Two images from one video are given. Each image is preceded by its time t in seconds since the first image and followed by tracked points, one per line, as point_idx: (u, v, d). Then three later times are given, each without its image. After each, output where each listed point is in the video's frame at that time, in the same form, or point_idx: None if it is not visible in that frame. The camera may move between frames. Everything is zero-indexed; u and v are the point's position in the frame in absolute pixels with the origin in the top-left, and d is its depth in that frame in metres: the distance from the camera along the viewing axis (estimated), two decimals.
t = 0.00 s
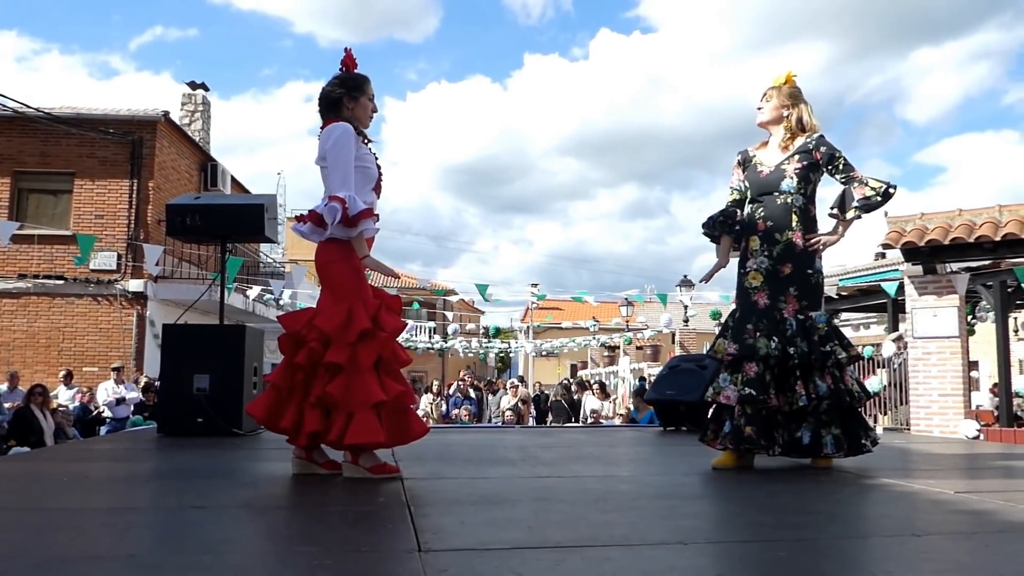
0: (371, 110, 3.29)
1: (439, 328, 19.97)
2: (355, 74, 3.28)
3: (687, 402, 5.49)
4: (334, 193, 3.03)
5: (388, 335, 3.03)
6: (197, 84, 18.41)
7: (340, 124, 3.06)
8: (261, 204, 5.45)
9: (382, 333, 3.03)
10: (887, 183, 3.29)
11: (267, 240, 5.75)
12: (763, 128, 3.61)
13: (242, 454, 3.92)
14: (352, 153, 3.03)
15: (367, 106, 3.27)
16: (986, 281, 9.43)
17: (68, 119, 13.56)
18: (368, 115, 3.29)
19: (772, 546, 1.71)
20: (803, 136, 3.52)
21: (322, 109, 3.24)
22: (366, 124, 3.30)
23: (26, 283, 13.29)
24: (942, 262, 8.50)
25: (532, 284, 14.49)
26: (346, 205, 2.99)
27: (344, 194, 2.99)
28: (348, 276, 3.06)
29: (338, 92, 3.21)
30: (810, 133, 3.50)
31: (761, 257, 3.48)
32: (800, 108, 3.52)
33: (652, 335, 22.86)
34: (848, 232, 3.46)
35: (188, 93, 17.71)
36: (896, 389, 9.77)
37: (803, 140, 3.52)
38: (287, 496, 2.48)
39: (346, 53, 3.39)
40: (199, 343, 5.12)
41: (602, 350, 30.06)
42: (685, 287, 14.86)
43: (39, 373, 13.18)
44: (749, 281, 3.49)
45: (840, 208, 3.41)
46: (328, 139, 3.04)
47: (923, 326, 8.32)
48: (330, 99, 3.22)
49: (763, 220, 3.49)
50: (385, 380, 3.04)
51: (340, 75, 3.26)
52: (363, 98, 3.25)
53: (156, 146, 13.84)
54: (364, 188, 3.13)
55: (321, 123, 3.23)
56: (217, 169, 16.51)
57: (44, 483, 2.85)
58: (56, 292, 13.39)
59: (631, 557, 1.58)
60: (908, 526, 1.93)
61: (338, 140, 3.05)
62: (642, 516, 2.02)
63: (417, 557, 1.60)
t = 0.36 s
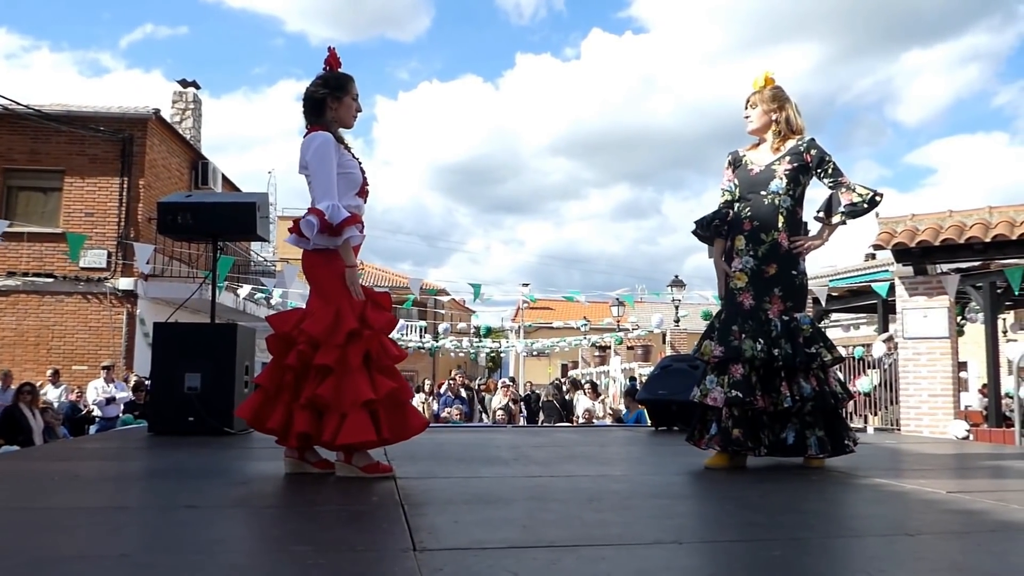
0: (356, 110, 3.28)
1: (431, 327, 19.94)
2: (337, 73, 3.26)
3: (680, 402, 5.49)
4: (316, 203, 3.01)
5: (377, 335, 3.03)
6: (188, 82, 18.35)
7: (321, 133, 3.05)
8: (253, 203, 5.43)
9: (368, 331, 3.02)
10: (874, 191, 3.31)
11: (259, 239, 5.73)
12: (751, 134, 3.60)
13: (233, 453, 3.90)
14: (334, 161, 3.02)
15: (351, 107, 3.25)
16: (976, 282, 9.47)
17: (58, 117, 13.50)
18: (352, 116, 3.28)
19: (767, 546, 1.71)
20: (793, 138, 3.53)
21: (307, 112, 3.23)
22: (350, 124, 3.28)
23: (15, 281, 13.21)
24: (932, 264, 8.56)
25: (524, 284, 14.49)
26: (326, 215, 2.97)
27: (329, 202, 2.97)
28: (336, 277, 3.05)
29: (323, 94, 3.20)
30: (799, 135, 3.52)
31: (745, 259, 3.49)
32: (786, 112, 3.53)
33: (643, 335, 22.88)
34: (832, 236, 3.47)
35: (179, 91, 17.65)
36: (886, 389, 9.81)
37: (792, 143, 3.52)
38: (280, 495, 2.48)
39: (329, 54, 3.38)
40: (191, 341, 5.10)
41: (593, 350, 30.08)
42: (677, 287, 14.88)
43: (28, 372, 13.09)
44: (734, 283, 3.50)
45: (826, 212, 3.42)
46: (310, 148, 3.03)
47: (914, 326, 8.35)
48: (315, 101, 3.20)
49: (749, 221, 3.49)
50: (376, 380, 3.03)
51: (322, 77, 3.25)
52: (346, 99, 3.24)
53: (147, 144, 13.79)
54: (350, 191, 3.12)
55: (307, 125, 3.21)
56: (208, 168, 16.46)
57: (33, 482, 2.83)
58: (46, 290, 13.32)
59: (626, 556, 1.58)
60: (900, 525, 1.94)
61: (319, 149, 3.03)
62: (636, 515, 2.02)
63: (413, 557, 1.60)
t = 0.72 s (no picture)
0: (351, 107, 3.27)
1: (424, 326, 19.92)
2: (332, 70, 3.26)
3: (676, 401, 5.50)
4: (312, 203, 2.99)
5: (378, 332, 3.02)
6: (181, 79, 18.27)
7: (315, 132, 3.04)
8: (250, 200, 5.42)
9: (373, 328, 3.02)
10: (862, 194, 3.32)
11: (255, 237, 5.72)
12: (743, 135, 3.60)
13: (229, 451, 3.88)
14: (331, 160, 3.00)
15: (347, 104, 3.24)
16: (968, 283, 9.51)
17: (51, 113, 13.43)
18: (348, 113, 3.26)
19: (773, 544, 1.71)
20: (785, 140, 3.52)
21: (302, 110, 3.22)
22: (346, 121, 3.27)
23: (7, 278, 13.14)
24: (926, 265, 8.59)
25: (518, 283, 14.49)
26: (320, 216, 2.95)
27: (325, 202, 2.96)
28: (337, 275, 3.05)
29: (318, 91, 3.19)
30: (790, 137, 3.51)
31: (732, 258, 3.50)
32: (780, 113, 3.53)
33: (636, 335, 22.90)
34: (820, 237, 3.48)
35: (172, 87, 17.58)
36: (879, 389, 9.84)
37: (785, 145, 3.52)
38: (281, 493, 2.47)
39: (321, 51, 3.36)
40: (187, 340, 5.08)
41: (586, 349, 30.10)
42: (670, 287, 14.90)
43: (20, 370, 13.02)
44: (721, 282, 3.51)
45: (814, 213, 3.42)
46: (306, 147, 3.01)
47: (908, 327, 8.38)
48: (309, 98, 3.19)
49: (735, 223, 3.50)
50: (381, 377, 3.02)
51: (315, 74, 3.23)
52: (342, 96, 3.23)
53: (140, 141, 13.73)
54: (346, 191, 3.11)
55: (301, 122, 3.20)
56: (201, 165, 16.40)
57: (30, 480, 2.81)
58: (38, 288, 13.25)
59: (634, 554, 1.58)
60: (903, 525, 1.94)
61: (315, 149, 3.01)
62: (640, 514, 2.02)
63: (420, 555, 1.59)
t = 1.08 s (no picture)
0: (351, 91, 3.24)
1: (413, 313, 19.90)
2: (332, 53, 3.23)
3: (668, 388, 5.53)
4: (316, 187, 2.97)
5: (380, 318, 3.01)
6: (168, 63, 18.10)
7: (321, 117, 3.03)
8: (242, 186, 5.38)
9: (377, 315, 3.01)
10: (856, 184, 3.33)
11: (247, 223, 5.68)
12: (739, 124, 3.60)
13: (222, 439, 3.86)
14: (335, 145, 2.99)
15: (348, 87, 3.22)
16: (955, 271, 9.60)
17: (36, 98, 13.27)
18: (350, 96, 3.24)
19: (778, 529, 1.72)
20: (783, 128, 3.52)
21: (303, 94, 3.19)
22: (348, 105, 3.25)
23: None
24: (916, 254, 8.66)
25: (507, 271, 14.48)
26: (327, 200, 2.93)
27: (328, 189, 2.95)
28: (337, 261, 3.03)
29: (319, 75, 3.16)
30: (786, 127, 3.51)
31: (728, 246, 3.50)
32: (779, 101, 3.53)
33: (624, 323, 22.97)
34: (815, 227, 3.47)
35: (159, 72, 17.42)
36: (867, 376, 9.91)
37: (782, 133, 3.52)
38: (280, 479, 2.47)
39: (321, 35, 3.33)
40: (179, 325, 5.05)
41: (573, 338, 30.18)
42: (659, 274, 14.93)
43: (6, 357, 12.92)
44: (717, 270, 3.52)
45: (809, 203, 3.43)
46: (311, 132, 2.99)
47: (897, 315, 8.43)
48: (310, 83, 3.16)
49: (731, 211, 3.51)
50: (383, 364, 3.02)
51: (315, 58, 3.20)
52: (343, 80, 3.20)
53: (126, 126, 13.58)
54: (349, 177, 3.09)
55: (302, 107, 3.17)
56: (188, 151, 16.27)
57: (25, 467, 2.79)
58: (23, 275, 13.17)
59: (643, 539, 1.58)
60: (903, 510, 1.97)
61: (321, 133, 3.00)
62: (643, 500, 2.04)
63: (430, 540, 1.59)
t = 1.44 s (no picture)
0: (349, 74, 3.22)
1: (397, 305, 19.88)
2: (325, 38, 3.19)
3: (657, 380, 5.54)
4: (323, 179, 2.95)
5: (376, 313, 3.00)
6: (149, 52, 17.91)
7: (322, 108, 3.00)
8: (230, 175, 5.33)
9: (374, 309, 3.01)
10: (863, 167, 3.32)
11: (235, 213, 5.63)
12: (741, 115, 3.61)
13: (212, 430, 3.84)
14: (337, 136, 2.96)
15: (346, 73, 3.20)
16: (937, 265, 9.69)
17: (15, 86, 13.10)
18: (347, 80, 3.22)
19: (783, 520, 1.73)
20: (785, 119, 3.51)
21: (300, 84, 3.17)
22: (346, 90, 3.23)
23: None
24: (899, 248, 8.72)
25: (491, 263, 14.47)
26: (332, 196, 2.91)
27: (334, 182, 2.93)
28: (333, 255, 3.01)
29: (314, 62, 3.14)
30: (789, 116, 3.51)
31: (736, 240, 3.51)
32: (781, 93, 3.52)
33: (607, 315, 23.02)
34: (822, 216, 3.48)
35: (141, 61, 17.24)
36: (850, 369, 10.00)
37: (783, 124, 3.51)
38: (275, 471, 2.45)
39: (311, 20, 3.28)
40: (166, 316, 5.01)
41: (556, 330, 30.23)
42: (643, 267, 14.97)
43: None
44: (724, 264, 3.55)
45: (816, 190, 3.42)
46: (314, 122, 2.96)
47: (881, 308, 8.50)
48: (306, 71, 3.14)
49: (738, 204, 3.51)
50: (378, 359, 3.00)
51: (310, 45, 3.17)
52: (340, 66, 3.18)
53: (107, 115, 13.38)
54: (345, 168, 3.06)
55: (302, 96, 3.15)
56: (170, 141, 16.12)
57: (16, 460, 2.75)
58: (2, 265, 13.02)
59: (650, 530, 1.58)
60: (903, 500, 1.98)
61: (323, 124, 2.98)
62: (644, 491, 2.04)
63: (436, 532, 1.59)
